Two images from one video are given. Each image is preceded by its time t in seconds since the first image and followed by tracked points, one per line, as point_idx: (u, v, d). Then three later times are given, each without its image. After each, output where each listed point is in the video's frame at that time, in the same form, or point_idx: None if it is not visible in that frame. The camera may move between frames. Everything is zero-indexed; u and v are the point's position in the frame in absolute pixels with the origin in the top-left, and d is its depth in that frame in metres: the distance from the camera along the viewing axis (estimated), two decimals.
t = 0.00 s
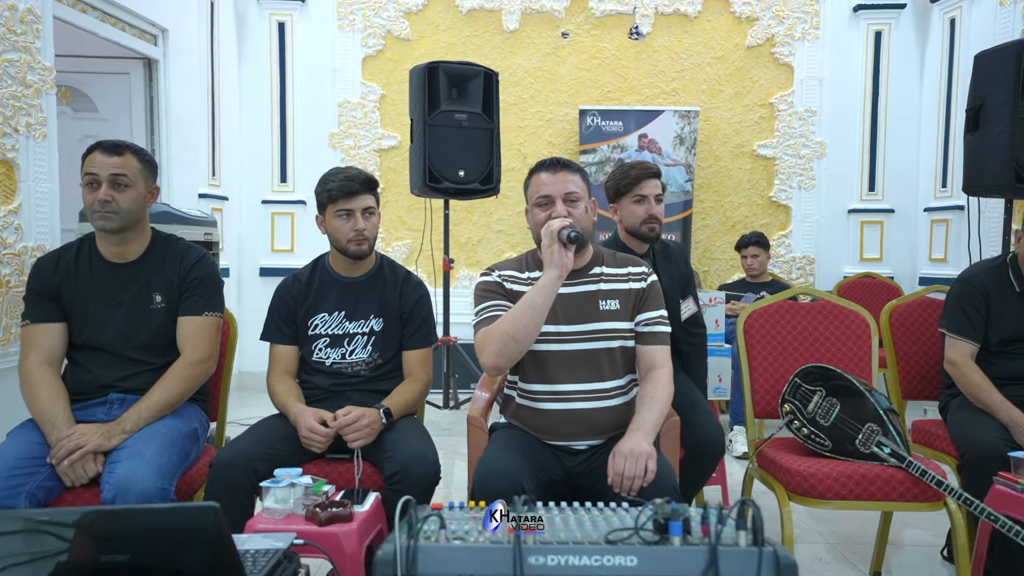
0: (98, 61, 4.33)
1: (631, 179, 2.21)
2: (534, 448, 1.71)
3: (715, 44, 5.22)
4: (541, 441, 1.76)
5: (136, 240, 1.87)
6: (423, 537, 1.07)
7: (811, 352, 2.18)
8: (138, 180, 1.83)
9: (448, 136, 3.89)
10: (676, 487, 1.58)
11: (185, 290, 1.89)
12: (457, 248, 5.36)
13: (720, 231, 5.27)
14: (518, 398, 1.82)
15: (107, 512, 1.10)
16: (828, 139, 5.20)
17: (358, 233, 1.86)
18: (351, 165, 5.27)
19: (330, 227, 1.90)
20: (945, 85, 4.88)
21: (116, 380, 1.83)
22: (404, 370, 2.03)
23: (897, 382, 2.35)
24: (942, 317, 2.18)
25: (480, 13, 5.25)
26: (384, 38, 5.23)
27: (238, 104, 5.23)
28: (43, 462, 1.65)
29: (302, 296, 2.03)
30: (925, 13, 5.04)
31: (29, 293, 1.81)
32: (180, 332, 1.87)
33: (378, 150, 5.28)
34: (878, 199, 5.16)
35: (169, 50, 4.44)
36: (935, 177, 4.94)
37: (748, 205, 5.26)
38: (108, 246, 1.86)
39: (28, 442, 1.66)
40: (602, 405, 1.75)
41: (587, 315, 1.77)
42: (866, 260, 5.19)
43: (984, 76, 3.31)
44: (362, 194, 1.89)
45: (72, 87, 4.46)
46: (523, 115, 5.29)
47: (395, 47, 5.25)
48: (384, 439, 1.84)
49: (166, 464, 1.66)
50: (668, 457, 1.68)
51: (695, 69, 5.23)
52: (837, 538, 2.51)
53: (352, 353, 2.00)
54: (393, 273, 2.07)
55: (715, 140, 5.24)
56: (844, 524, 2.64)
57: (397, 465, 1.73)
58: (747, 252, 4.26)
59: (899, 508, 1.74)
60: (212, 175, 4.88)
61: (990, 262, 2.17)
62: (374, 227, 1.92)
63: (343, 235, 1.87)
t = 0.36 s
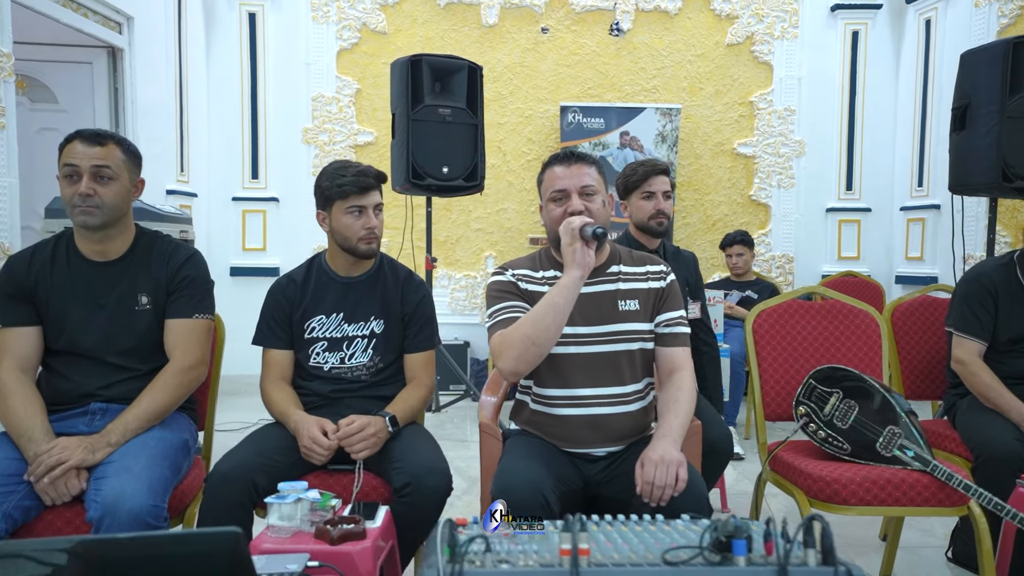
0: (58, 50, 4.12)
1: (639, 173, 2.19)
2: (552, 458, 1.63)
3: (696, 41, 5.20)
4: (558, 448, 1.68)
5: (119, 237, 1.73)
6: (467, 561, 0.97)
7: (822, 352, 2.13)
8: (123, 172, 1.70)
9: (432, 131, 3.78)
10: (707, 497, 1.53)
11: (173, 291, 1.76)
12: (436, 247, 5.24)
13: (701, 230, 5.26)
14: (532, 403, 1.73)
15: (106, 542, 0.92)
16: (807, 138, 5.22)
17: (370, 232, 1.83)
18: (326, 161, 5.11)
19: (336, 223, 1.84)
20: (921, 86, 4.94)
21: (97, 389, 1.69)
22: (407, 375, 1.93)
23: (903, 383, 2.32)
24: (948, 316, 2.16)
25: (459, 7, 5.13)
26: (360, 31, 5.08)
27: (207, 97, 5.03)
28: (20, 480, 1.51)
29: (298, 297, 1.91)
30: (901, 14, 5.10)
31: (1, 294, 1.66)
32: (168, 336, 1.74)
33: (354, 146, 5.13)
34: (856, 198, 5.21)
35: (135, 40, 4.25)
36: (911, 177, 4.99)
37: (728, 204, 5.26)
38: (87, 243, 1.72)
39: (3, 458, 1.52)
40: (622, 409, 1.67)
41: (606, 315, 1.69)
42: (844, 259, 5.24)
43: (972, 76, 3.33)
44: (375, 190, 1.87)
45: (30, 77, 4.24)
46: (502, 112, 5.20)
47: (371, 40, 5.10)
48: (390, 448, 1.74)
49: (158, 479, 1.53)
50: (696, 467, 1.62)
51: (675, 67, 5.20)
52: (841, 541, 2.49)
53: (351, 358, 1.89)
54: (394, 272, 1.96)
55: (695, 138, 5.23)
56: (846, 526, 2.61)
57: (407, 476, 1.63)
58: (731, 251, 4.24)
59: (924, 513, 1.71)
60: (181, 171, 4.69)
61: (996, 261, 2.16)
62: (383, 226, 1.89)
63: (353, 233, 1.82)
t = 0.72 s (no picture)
0: (21, 42, 3.94)
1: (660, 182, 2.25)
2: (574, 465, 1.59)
3: (674, 43, 5.23)
4: (578, 454, 1.65)
5: (117, 238, 1.65)
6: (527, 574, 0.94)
7: (827, 356, 2.14)
8: (121, 170, 1.62)
9: (417, 130, 3.71)
10: (736, 499, 1.50)
11: (174, 294, 1.69)
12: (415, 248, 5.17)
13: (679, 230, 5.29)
14: (547, 410, 1.69)
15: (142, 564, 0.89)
16: (782, 140, 5.30)
17: (383, 233, 1.80)
18: (302, 160, 5.00)
19: (346, 223, 1.81)
20: (893, 91, 5.05)
21: (95, 397, 1.61)
22: (417, 380, 1.89)
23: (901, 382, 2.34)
24: (943, 316, 2.18)
25: (437, 4, 5.06)
26: (336, 27, 4.97)
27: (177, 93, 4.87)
28: (17, 496, 1.42)
29: (304, 300, 1.85)
30: (872, 20, 5.22)
31: None
32: (169, 341, 1.67)
33: (330, 144, 5.02)
34: (830, 200, 5.31)
35: (103, 32, 4.10)
36: (883, 178, 5.10)
37: (706, 205, 5.31)
38: (81, 244, 1.63)
39: None
40: (642, 415, 1.64)
41: (625, 321, 1.66)
42: (818, 259, 5.33)
43: (950, 80, 3.40)
44: (388, 189, 1.85)
45: None
46: (481, 111, 5.14)
47: (348, 37, 5.00)
48: (404, 455, 1.69)
49: (166, 492, 1.46)
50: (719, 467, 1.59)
51: (654, 68, 5.23)
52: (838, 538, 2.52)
53: (360, 362, 1.84)
54: (403, 275, 1.92)
55: (674, 139, 5.26)
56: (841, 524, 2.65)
57: (426, 485, 1.59)
58: (714, 251, 4.27)
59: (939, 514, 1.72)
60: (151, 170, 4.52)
61: (994, 261, 2.17)
62: (395, 227, 1.86)
63: (365, 233, 1.79)
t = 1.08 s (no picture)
0: None
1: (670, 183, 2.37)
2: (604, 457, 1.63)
3: (651, 45, 5.32)
4: (604, 447, 1.69)
5: (140, 234, 1.63)
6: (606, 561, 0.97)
7: (828, 350, 2.22)
8: (146, 164, 1.59)
9: (405, 129, 3.69)
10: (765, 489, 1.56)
11: (198, 291, 1.67)
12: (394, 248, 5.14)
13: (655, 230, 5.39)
14: (573, 402, 1.72)
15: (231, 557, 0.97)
16: (754, 142, 5.43)
17: (404, 228, 1.82)
18: (280, 158, 4.90)
19: (369, 217, 1.82)
20: (861, 96, 5.22)
21: (120, 395, 1.59)
22: (437, 376, 1.90)
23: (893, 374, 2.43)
24: (935, 312, 2.29)
25: (417, 3, 5.03)
26: (315, 24, 4.91)
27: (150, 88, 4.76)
28: (50, 494, 1.39)
29: (326, 296, 1.86)
30: (839, 27, 5.40)
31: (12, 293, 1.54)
32: (193, 339, 1.65)
33: (308, 143, 4.94)
34: (800, 201, 5.47)
35: (77, 25, 4.02)
36: (851, 181, 5.28)
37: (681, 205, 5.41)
38: (104, 240, 1.60)
39: (28, 471, 1.41)
40: (667, 406, 1.68)
41: (649, 311, 1.70)
42: (789, 259, 5.49)
43: (924, 86, 3.55)
44: (410, 185, 1.86)
45: None
46: (461, 111, 5.13)
47: (327, 34, 4.94)
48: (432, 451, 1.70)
49: (202, 489, 1.45)
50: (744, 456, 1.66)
51: (631, 69, 5.31)
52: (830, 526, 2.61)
53: (382, 358, 1.85)
54: (422, 271, 1.93)
55: (650, 140, 5.35)
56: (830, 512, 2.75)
57: (459, 479, 1.60)
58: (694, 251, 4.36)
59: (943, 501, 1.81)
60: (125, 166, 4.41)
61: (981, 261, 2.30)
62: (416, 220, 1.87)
63: (388, 228, 1.81)
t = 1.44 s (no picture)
0: None
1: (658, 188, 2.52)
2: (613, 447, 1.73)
3: (618, 51, 5.46)
4: (612, 437, 1.79)
5: (161, 236, 1.65)
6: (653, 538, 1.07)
7: (807, 345, 2.36)
8: (168, 166, 1.62)
9: (386, 132, 3.73)
10: (767, 474, 1.67)
11: (217, 291, 1.71)
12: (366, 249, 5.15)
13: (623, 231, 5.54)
14: (580, 396, 1.82)
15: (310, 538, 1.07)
16: (717, 146, 5.63)
17: (413, 229, 1.84)
18: (251, 159, 4.87)
19: (378, 220, 1.84)
20: (818, 103, 5.46)
21: (142, 394, 1.62)
22: (445, 373, 1.97)
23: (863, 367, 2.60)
24: (902, 308, 2.47)
25: (389, 6, 5.06)
26: (286, 25, 4.89)
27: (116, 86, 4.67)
28: (84, 489, 1.42)
29: (336, 295, 1.90)
30: (796, 38, 5.63)
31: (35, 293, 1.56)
32: (213, 338, 1.69)
33: (280, 143, 4.92)
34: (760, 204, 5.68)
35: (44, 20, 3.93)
36: (808, 185, 5.51)
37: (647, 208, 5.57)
38: (125, 241, 1.63)
39: (61, 468, 1.43)
40: (670, 396, 1.79)
41: (652, 308, 1.79)
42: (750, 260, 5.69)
43: (881, 96, 3.75)
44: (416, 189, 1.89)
45: None
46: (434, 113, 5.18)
47: (298, 35, 4.92)
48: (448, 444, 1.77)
49: (234, 483, 1.50)
50: (743, 442, 1.77)
51: (599, 74, 5.44)
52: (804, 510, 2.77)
53: (391, 356, 1.90)
54: (429, 271, 1.99)
55: (618, 143, 5.49)
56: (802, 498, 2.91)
57: (477, 470, 1.68)
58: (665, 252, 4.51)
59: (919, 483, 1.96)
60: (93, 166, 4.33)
61: (946, 261, 2.48)
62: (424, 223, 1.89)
63: (397, 229, 1.83)
